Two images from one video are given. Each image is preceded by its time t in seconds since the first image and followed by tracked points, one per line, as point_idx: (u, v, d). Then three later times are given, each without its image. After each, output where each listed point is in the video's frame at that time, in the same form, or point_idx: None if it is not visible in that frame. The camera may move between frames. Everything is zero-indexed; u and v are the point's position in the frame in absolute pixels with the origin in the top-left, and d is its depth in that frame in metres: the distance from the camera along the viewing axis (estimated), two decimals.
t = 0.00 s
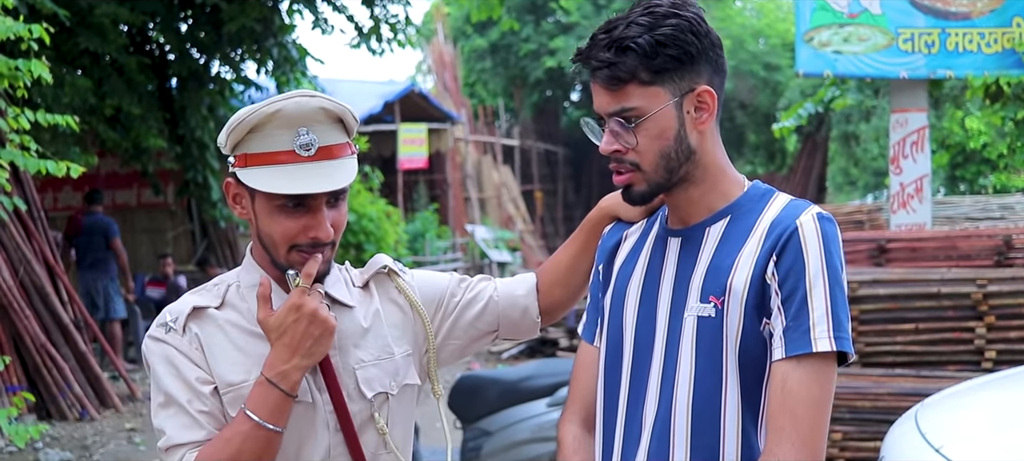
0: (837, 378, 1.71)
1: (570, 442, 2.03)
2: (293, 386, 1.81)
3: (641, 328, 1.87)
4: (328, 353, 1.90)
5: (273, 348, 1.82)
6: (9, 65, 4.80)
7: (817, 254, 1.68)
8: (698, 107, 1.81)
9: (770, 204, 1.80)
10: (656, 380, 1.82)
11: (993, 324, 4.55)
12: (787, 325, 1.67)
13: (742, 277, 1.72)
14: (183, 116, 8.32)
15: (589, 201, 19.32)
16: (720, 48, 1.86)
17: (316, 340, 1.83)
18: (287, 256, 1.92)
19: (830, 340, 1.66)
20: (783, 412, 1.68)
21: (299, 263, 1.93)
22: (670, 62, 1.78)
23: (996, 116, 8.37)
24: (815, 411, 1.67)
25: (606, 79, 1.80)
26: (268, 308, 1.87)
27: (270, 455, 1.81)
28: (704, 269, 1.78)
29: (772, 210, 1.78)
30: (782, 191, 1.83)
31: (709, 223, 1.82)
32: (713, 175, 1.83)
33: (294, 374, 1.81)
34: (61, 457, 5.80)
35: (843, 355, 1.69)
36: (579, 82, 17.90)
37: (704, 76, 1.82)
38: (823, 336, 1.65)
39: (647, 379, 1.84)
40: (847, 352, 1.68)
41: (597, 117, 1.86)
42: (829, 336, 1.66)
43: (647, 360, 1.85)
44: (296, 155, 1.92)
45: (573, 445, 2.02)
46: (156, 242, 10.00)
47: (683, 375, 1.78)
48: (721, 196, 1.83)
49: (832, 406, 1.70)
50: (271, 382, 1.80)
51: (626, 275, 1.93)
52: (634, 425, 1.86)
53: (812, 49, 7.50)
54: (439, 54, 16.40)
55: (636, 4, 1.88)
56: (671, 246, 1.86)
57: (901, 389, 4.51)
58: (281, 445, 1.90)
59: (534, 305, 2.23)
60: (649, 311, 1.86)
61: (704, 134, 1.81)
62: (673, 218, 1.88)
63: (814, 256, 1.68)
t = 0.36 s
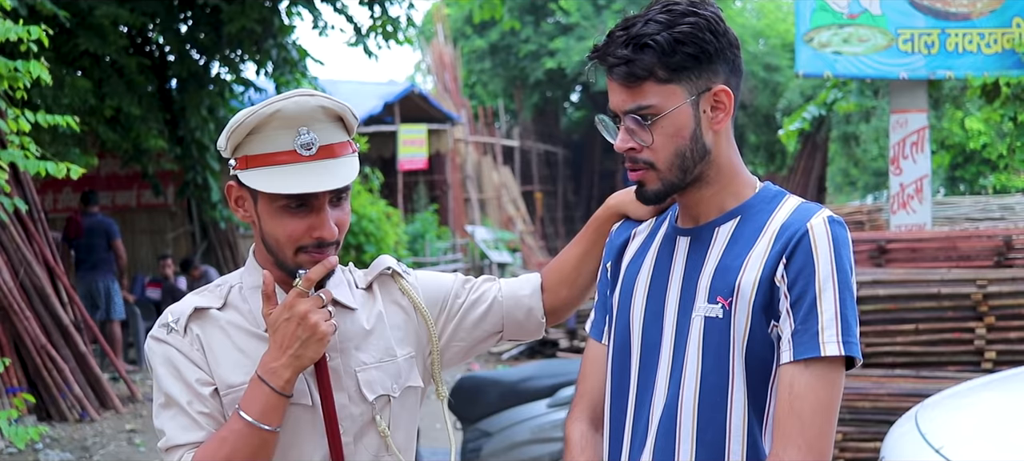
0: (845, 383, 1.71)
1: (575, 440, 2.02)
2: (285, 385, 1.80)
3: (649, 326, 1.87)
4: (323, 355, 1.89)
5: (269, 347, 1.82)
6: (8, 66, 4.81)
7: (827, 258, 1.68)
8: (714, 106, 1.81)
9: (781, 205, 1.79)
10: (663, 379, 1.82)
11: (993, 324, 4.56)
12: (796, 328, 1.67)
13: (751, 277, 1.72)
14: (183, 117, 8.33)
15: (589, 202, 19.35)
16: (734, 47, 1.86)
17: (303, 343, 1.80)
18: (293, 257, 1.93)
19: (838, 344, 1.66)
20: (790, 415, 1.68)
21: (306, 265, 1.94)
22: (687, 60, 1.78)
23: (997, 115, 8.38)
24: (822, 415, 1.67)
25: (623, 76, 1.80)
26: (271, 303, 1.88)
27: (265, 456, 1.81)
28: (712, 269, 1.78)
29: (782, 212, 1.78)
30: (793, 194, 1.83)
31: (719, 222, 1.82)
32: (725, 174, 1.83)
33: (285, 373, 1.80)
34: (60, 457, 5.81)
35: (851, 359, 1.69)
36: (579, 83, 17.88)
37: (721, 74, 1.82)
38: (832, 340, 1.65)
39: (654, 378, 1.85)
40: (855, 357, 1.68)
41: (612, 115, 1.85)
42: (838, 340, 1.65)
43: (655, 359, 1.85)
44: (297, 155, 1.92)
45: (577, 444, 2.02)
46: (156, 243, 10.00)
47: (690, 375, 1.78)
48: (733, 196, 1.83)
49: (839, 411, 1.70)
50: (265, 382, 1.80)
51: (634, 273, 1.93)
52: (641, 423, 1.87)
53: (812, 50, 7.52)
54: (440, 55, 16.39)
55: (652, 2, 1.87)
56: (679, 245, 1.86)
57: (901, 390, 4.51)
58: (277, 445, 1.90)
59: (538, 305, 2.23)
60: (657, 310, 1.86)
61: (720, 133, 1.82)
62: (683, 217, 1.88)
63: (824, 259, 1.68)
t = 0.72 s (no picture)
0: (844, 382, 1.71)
1: (575, 439, 2.03)
2: (284, 381, 1.80)
3: (648, 325, 1.87)
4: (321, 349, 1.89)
5: (265, 344, 1.83)
6: (7, 65, 4.80)
7: (826, 256, 1.68)
8: (725, 102, 1.82)
9: (782, 204, 1.79)
10: (663, 378, 1.83)
11: (992, 323, 4.56)
12: (795, 327, 1.67)
13: (751, 276, 1.72)
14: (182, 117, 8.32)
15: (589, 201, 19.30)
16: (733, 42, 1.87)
17: (301, 336, 1.81)
18: (286, 252, 1.93)
19: (837, 343, 1.66)
20: (789, 414, 1.68)
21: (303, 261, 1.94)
22: (702, 57, 1.77)
23: (996, 114, 8.38)
24: (821, 414, 1.67)
25: (639, 79, 1.77)
26: (262, 300, 1.88)
27: (265, 453, 1.81)
28: (712, 268, 1.78)
29: (783, 211, 1.77)
30: (794, 192, 1.82)
31: (720, 220, 1.82)
32: (728, 171, 1.83)
33: (283, 370, 1.80)
34: (60, 457, 5.81)
35: (850, 358, 1.68)
36: (578, 82, 17.87)
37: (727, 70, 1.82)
38: (831, 339, 1.65)
39: (654, 377, 1.85)
40: (854, 355, 1.68)
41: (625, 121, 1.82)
42: (837, 339, 1.65)
43: (655, 358, 1.85)
44: (289, 149, 1.92)
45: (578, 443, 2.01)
46: (155, 242, 10.01)
47: (689, 372, 1.78)
48: (734, 194, 1.83)
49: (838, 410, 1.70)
50: (261, 378, 1.80)
51: (634, 271, 1.93)
52: (640, 421, 1.87)
53: (811, 49, 7.49)
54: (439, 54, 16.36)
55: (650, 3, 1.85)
56: (680, 243, 1.87)
57: (900, 389, 4.51)
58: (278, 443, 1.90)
59: (540, 303, 2.23)
60: (657, 308, 1.86)
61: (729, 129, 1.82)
62: (685, 216, 1.88)
63: (823, 258, 1.68)
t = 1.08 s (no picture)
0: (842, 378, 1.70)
1: (571, 443, 2.02)
2: (286, 384, 1.81)
3: (643, 326, 1.87)
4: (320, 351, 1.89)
5: (265, 347, 1.82)
6: (5, 66, 4.79)
7: (821, 253, 1.68)
8: (719, 103, 1.84)
9: (773, 203, 1.79)
10: (660, 379, 1.83)
11: (991, 324, 4.56)
12: (792, 325, 1.67)
13: (746, 276, 1.73)
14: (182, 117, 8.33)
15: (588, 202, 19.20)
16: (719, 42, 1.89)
17: (304, 338, 1.82)
18: (278, 256, 1.93)
19: (835, 339, 1.65)
20: (789, 412, 1.68)
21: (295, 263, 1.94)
22: (703, 60, 1.77)
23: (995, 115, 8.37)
24: (820, 411, 1.67)
25: (644, 83, 1.75)
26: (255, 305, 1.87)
27: (266, 455, 1.81)
28: (706, 269, 1.79)
29: (775, 209, 1.78)
30: (784, 190, 1.83)
31: (712, 221, 1.82)
32: (718, 171, 1.83)
33: (286, 373, 1.80)
34: (59, 458, 5.80)
35: (848, 354, 1.68)
36: (578, 84, 17.87)
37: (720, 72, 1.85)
38: (829, 336, 1.65)
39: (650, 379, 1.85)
40: (852, 351, 1.67)
41: (625, 125, 1.79)
42: (835, 335, 1.65)
43: (650, 360, 1.85)
44: (286, 151, 1.92)
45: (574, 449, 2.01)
46: (154, 243, 10.01)
47: (687, 373, 1.78)
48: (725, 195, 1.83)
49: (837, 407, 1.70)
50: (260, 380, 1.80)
51: (626, 274, 1.93)
52: (638, 424, 1.87)
53: (810, 50, 7.47)
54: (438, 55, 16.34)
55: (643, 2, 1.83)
56: (672, 244, 1.86)
57: (899, 390, 4.52)
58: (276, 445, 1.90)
59: (536, 305, 2.24)
60: (651, 310, 1.86)
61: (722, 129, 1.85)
62: (674, 217, 1.88)
63: (818, 255, 1.68)
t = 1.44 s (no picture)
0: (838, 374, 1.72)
1: (572, 443, 2.03)
2: (279, 392, 1.81)
3: (635, 331, 1.88)
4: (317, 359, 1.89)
5: (260, 354, 1.82)
6: (7, 64, 4.79)
7: (810, 252, 1.69)
8: (681, 114, 1.81)
9: (758, 200, 1.80)
10: (658, 384, 1.84)
11: (993, 323, 4.56)
12: (786, 325, 1.69)
13: (737, 280, 1.73)
14: (183, 116, 8.34)
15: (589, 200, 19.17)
16: (703, 53, 1.86)
17: (299, 347, 1.82)
18: (285, 253, 1.94)
19: (829, 338, 1.67)
20: (790, 412, 1.69)
21: (300, 260, 1.94)
22: (655, 67, 1.78)
23: (997, 114, 8.36)
24: (819, 408, 1.69)
25: (585, 80, 1.81)
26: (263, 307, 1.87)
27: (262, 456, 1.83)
28: (696, 273, 1.79)
29: (760, 208, 1.79)
30: (767, 186, 1.84)
31: (698, 222, 1.83)
32: (694, 175, 1.83)
33: (279, 381, 1.81)
34: (60, 456, 5.81)
35: (842, 350, 1.70)
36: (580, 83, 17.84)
37: (687, 82, 1.82)
38: (824, 335, 1.67)
39: (646, 384, 1.86)
40: (846, 347, 1.69)
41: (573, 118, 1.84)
42: (829, 334, 1.67)
43: (645, 365, 1.86)
44: (297, 147, 1.93)
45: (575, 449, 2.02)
46: (156, 241, 10.02)
47: (684, 377, 1.80)
48: (706, 196, 1.84)
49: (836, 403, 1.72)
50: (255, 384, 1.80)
51: (615, 277, 1.93)
52: (638, 427, 1.89)
53: (811, 49, 7.48)
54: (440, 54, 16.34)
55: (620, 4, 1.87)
56: (659, 248, 1.87)
57: (901, 389, 4.52)
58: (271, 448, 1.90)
59: (534, 306, 2.22)
60: (642, 314, 1.87)
61: (687, 139, 1.82)
62: (656, 218, 1.88)
63: (808, 254, 1.69)
